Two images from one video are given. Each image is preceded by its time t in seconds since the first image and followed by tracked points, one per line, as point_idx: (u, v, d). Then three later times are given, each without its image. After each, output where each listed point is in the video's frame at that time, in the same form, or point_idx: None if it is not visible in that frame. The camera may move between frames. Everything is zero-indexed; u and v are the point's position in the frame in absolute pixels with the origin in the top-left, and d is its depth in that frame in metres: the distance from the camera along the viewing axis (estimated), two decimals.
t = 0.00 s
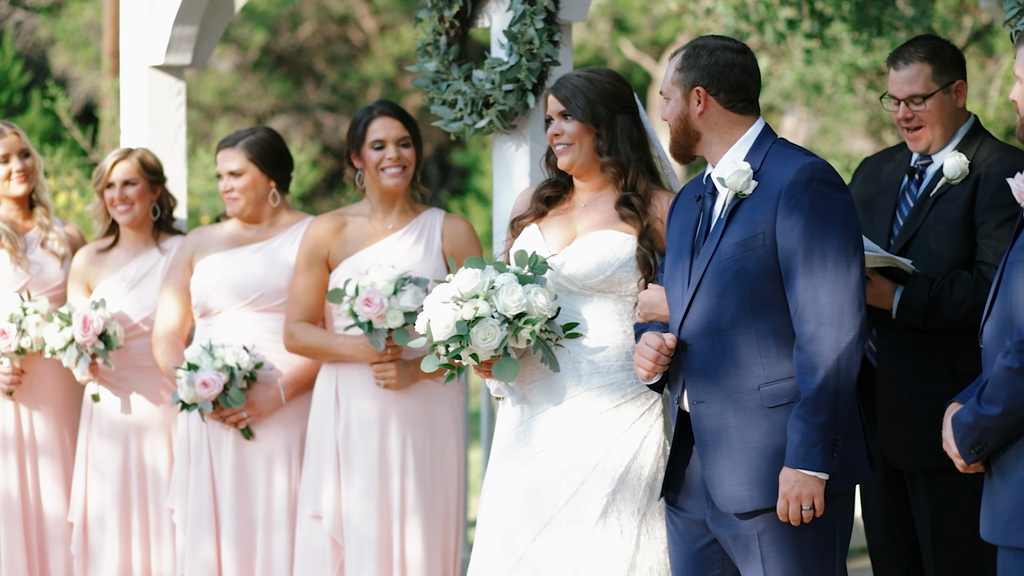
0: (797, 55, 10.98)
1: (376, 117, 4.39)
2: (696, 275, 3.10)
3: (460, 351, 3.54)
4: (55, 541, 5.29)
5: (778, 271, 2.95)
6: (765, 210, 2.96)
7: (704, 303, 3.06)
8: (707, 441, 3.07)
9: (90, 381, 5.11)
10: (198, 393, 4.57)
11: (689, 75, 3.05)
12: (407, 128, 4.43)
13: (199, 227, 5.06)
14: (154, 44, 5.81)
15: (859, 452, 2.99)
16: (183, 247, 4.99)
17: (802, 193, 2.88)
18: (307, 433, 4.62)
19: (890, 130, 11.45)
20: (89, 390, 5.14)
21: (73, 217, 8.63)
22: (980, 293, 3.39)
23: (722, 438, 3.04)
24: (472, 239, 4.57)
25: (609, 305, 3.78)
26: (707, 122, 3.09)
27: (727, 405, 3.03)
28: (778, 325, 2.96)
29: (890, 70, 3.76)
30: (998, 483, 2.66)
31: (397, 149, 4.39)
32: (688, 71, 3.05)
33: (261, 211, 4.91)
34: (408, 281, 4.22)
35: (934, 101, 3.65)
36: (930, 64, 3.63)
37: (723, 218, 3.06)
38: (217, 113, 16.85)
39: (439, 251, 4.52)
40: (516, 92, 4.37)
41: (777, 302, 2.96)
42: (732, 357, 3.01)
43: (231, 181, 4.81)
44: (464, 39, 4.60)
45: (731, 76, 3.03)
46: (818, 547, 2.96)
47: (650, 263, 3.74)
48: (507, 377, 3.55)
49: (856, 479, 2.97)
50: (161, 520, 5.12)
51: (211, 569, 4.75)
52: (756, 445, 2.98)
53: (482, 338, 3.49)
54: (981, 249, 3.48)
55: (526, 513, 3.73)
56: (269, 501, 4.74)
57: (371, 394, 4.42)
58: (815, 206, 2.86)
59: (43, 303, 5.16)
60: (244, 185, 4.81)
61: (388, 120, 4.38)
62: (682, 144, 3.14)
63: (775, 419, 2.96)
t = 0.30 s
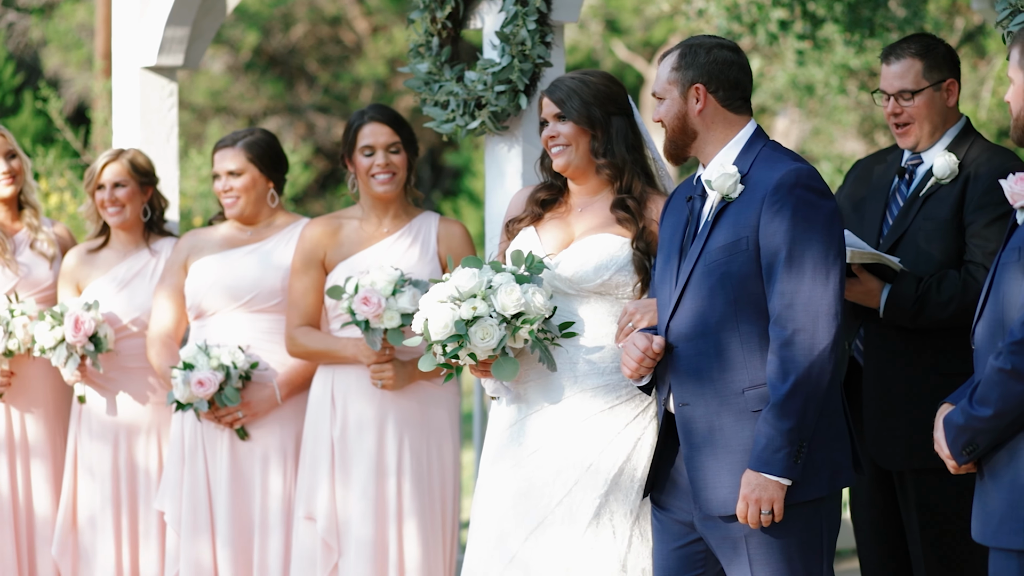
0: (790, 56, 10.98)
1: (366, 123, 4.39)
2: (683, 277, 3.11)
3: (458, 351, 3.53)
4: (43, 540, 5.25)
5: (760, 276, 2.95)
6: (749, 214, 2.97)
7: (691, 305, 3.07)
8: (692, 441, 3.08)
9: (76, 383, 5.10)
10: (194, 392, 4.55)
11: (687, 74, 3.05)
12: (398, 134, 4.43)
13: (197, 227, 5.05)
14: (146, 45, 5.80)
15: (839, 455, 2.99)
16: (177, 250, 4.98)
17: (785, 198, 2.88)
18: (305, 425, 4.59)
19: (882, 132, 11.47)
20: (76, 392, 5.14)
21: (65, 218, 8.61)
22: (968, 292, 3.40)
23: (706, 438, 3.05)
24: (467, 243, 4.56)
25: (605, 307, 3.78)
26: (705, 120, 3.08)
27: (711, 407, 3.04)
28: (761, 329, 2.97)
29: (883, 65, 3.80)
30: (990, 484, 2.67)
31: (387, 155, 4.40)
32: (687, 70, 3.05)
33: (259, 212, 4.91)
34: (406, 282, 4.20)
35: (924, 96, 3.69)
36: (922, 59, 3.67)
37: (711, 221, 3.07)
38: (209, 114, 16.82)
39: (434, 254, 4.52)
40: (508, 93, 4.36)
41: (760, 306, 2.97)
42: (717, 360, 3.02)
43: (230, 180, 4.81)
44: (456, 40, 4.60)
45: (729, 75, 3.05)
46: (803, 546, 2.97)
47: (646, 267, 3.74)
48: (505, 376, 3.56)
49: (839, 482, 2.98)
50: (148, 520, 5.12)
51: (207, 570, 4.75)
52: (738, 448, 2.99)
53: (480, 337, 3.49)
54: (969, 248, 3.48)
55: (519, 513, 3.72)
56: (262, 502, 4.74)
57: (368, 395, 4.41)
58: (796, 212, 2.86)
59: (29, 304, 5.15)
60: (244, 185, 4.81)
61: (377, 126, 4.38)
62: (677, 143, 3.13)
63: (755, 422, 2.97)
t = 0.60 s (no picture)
0: (786, 57, 10.97)
1: (355, 125, 4.42)
2: (679, 277, 3.11)
3: (456, 356, 3.52)
4: (39, 542, 5.26)
5: (757, 278, 2.96)
6: (747, 216, 2.97)
7: (686, 305, 3.06)
8: (684, 441, 3.09)
9: (72, 386, 5.10)
10: (196, 394, 4.53)
11: (696, 70, 3.04)
12: (394, 132, 4.42)
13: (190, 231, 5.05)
14: (143, 46, 5.80)
15: (831, 461, 2.99)
16: (173, 252, 4.98)
17: (785, 202, 2.88)
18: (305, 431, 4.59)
19: (879, 133, 11.48)
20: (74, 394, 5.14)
21: (60, 219, 8.61)
22: (957, 291, 3.40)
23: (700, 438, 3.06)
24: (471, 245, 4.55)
25: (603, 309, 3.78)
26: (712, 117, 3.08)
27: (705, 408, 3.05)
28: (756, 330, 2.98)
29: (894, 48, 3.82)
30: (987, 485, 2.67)
31: (370, 157, 4.41)
32: (695, 65, 3.04)
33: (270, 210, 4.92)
34: (398, 283, 4.20)
35: (920, 78, 3.68)
36: (931, 45, 3.69)
37: (707, 221, 3.07)
38: (206, 115, 16.79)
39: (437, 257, 4.51)
40: (505, 94, 4.36)
41: (756, 308, 2.97)
42: (712, 361, 3.02)
43: (250, 178, 4.78)
44: (453, 41, 4.60)
45: (738, 72, 3.05)
46: (796, 547, 2.97)
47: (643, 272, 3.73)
48: (502, 381, 3.56)
49: (831, 485, 2.97)
50: (149, 521, 5.15)
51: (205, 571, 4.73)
52: (732, 449, 3.00)
53: (477, 342, 3.48)
54: (959, 249, 3.49)
55: (517, 514, 3.72)
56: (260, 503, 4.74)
57: (365, 396, 4.41)
58: (797, 215, 2.86)
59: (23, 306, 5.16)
60: (266, 180, 4.81)
61: (365, 126, 4.39)
62: (683, 139, 3.11)
63: (749, 423, 2.99)
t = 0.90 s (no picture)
0: (785, 58, 10.97)
1: (354, 127, 4.41)
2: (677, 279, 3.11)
3: (455, 362, 3.53)
4: (40, 545, 5.25)
5: (755, 280, 2.96)
6: (745, 218, 2.97)
7: (684, 307, 3.07)
8: (683, 443, 3.09)
9: (75, 398, 5.11)
10: (204, 401, 4.53)
11: (694, 72, 3.03)
12: (391, 133, 4.42)
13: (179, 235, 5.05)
14: (142, 48, 5.79)
15: (829, 463, 2.99)
16: (164, 256, 4.95)
17: (782, 204, 2.88)
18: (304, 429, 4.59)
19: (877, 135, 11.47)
20: (75, 406, 5.14)
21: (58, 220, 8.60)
22: (951, 290, 3.40)
23: (698, 440, 3.06)
24: (472, 249, 4.55)
25: (600, 310, 3.80)
26: (711, 119, 3.08)
27: (702, 410, 3.05)
28: (753, 332, 2.98)
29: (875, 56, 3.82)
30: (985, 487, 2.67)
31: (363, 159, 4.40)
32: (693, 68, 3.04)
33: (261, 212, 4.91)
34: (389, 292, 4.20)
35: (910, 87, 3.69)
36: (912, 50, 3.68)
37: (706, 223, 3.07)
38: (204, 116, 16.77)
39: (438, 261, 4.50)
40: (503, 95, 4.36)
41: (753, 310, 2.97)
42: (709, 363, 3.03)
43: (242, 179, 4.76)
44: (452, 42, 4.60)
45: (737, 74, 3.05)
46: (793, 546, 2.97)
47: (640, 272, 3.74)
48: (499, 387, 3.55)
49: (828, 486, 2.97)
50: (151, 523, 5.13)
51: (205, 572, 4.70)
52: (730, 451, 3.00)
53: (475, 348, 3.48)
54: (953, 247, 3.48)
55: (517, 516, 3.72)
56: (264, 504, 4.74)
57: (360, 398, 4.41)
58: (794, 218, 2.87)
59: (23, 307, 5.15)
60: (257, 181, 4.81)
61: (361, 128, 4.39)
62: (682, 141, 3.11)
63: (746, 425, 2.99)
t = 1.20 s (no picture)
0: (781, 59, 10.98)
1: (347, 128, 4.40)
2: (675, 279, 3.12)
3: (451, 362, 3.52)
4: (44, 543, 5.27)
5: (751, 279, 2.96)
6: (743, 218, 2.97)
7: (681, 306, 3.07)
8: (679, 442, 3.09)
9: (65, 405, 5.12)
10: (209, 409, 4.50)
11: (689, 73, 3.04)
12: (383, 132, 4.41)
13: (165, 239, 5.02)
14: (138, 48, 5.79)
15: (826, 463, 2.99)
16: (150, 262, 4.92)
17: (779, 204, 2.88)
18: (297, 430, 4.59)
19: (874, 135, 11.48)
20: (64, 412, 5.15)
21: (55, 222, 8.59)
22: (951, 292, 3.40)
23: (695, 440, 3.06)
24: (465, 248, 4.52)
25: (597, 308, 3.80)
26: (707, 120, 3.08)
27: (698, 409, 3.05)
28: (749, 332, 2.98)
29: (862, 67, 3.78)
30: (983, 487, 2.67)
31: (356, 160, 4.40)
32: (689, 68, 3.04)
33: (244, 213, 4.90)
34: (388, 296, 4.19)
35: (904, 98, 3.67)
36: (900, 60, 3.64)
37: (705, 222, 3.08)
38: (201, 116, 16.75)
39: (431, 260, 4.49)
40: (500, 95, 4.36)
41: (749, 309, 2.97)
42: (705, 363, 3.03)
43: (224, 182, 4.74)
44: (449, 43, 4.59)
45: (734, 74, 3.05)
46: (788, 547, 2.97)
47: (638, 273, 3.75)
48: (498, 385, 3.56)
49: (825, 487, 2.98)
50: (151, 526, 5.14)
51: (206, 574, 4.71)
52: (725, 450, 3.01)
53: (472, 347, 3.48)
54: (951, 250, 3.48)
55: (512, 515, 3.72)
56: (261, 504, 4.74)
57: (352, 396, 4.41)
58: (791, 218, 2.87)
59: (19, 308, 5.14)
60: (239, 181, 4.79)
61: (355, 130, 4.39)
62: (679, 141, 3.10)
63: (742, 425, 2.99)
